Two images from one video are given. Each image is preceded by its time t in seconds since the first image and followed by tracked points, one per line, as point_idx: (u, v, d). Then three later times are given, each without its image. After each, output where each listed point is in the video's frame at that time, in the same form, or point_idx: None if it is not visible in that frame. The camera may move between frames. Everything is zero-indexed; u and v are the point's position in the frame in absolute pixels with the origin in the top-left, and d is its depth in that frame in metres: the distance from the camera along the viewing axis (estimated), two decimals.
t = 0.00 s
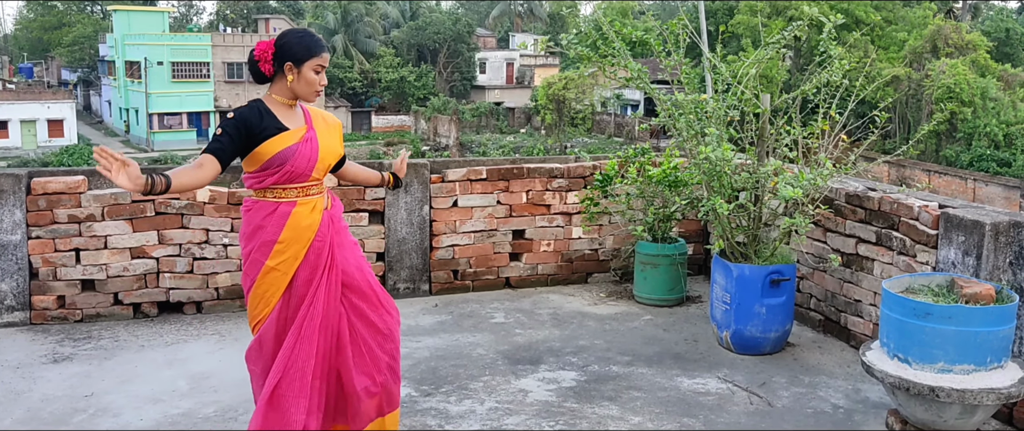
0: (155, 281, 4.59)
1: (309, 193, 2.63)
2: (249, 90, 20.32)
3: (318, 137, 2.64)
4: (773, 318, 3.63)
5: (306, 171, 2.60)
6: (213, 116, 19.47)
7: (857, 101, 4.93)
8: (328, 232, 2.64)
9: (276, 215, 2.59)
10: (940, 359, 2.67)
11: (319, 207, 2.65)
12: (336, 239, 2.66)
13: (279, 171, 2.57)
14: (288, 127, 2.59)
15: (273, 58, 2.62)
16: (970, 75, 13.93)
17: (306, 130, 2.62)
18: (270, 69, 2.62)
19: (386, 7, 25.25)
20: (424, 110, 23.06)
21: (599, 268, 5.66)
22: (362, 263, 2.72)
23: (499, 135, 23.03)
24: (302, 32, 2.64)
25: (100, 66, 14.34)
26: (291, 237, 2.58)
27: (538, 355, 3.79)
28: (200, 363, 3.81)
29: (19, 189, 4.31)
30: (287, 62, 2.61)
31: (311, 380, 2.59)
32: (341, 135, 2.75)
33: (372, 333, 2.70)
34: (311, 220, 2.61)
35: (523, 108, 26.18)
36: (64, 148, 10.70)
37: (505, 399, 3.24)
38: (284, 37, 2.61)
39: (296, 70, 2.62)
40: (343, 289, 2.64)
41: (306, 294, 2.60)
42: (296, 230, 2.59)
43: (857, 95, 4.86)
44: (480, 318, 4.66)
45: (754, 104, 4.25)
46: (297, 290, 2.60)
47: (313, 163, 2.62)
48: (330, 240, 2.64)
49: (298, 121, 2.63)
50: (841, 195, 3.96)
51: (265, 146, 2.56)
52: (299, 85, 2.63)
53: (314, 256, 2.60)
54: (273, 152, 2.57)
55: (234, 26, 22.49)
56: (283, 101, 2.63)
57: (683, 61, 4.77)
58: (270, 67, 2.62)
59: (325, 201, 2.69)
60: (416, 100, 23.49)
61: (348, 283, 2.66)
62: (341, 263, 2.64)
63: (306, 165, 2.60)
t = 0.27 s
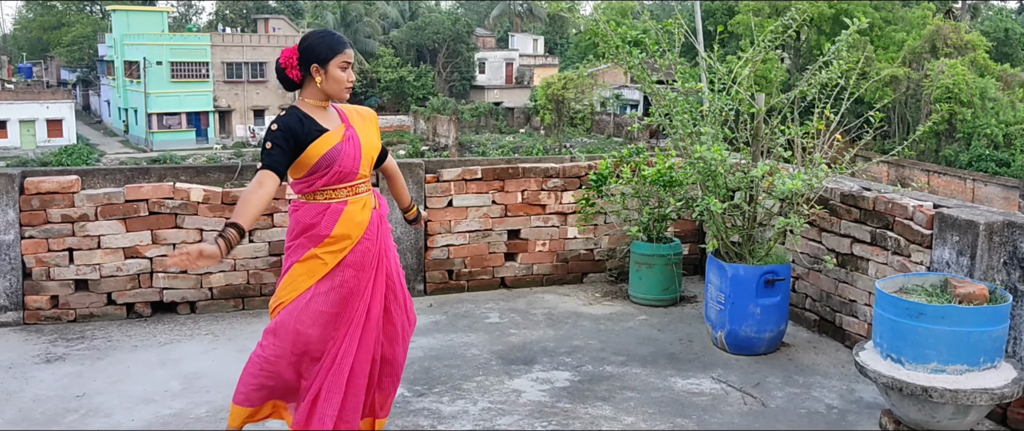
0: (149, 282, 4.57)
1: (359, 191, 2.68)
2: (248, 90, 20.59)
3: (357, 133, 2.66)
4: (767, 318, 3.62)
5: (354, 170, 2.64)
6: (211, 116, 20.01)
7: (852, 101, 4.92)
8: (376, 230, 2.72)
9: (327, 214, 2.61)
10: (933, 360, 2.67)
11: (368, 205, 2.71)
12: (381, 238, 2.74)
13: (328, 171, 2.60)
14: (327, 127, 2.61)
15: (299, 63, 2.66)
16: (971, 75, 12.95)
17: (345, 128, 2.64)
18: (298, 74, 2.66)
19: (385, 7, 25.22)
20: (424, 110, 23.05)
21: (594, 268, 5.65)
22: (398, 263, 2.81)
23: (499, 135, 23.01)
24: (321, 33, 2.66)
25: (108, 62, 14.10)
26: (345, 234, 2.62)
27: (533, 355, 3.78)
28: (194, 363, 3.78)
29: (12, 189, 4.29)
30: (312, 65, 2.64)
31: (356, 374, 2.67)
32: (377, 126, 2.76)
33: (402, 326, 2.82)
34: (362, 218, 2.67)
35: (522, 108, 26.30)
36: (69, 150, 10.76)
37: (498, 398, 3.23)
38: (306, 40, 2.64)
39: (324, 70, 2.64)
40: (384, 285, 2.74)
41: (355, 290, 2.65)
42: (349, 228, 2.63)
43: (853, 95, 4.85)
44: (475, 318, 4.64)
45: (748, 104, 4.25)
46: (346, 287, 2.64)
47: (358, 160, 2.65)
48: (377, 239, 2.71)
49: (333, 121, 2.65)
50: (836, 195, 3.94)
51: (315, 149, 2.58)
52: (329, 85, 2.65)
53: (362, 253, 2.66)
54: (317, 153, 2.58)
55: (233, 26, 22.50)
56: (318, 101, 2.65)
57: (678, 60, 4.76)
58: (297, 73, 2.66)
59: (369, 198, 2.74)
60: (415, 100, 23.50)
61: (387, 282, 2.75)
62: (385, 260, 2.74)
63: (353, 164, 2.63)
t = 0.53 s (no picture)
0: (138, 282, 4.54)
1: (366, 213, 2.67)
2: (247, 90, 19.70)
3: (361, 157, 2.68)
4: (758, 319, 3.60)
5: (361, 193, 2.64)
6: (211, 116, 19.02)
7: (844, 101, 4.91)
8: (387, 250, 2.71)
9: (338, 237, 2.62)
10: (922, 361, 2.65)
11: (377, 226, 2.70)
12: (392, 257, 2.72)
13: (336, 196, 2.61)
14: (332, 153, 2.61)
15: (298, 86, 2.64)
16: (970, 76, 13.53)
17: (349, 154, 2.65)
18: (298, 98, 2.64)
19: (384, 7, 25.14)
20: (423, 110, 23.01)
21: (587, 269, 5.63)
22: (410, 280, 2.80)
23: (498, 135, 22.95)
24: (317, 55, 2.64)
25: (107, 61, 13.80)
26: (357, 256, 2.62)
27: (523, 356, 3.76)
28: (181, 363, 3.74)
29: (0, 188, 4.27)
30: (312, 87, 2.62)
31: (370, 393, 2.65)
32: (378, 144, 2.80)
33: (415, 344, 2.80)
34: (372, 238, 2.66)
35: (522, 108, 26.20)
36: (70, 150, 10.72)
37: (486, 400, 3.20)
38: (303, 65, 2.62)
39: (326, 94, 2.63)
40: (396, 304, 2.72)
41: (366, 310, 2.64)
42: (360, 249, 2.63)
43: (846, 93, 4.83)
44: (466, 319, 4.62)
45: (739, 103, 4.24)
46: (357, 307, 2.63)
47: (365, 184, 2.66)
48: (388, 258, 2.70)
49: (337, 145, 2.66)
50: (827, 196, 3.93)
51: (326, 177, 2.59)
52: (329, 107, 2.64)
53: (373, 273, 2.65)
54: (325, 181, 2.59)
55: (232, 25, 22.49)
56: (320, 125, 2.65)
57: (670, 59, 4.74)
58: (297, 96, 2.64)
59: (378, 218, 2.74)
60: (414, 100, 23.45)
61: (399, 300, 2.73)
62: (397, 279, 2.73)
63: (360, 188, 2.64)
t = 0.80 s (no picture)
0: (132, 277, 4.52)
1: (365, 222, 2.64)
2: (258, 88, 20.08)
3: (358, 165, 2.64)
4: (752, 330, 3.58)
5: (359, 202, 2.61)
6: (217, 112, 19.90)
7: (845, 114, 4.88)
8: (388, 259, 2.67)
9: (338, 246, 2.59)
10: (912, 377, 2.63)
11: (376, 234, 2.66)
12: (392, 266, 2.69)
13: (334, 206, 2.58)
14: (329, 162, 2.59)
15: (291, 97, 2.62)
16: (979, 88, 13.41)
17: (346, 162, 2.62)
18: (292, 109, 2.62)
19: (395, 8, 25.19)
20: (430, 112, 22.98)
21: (583, 275, 5.60)
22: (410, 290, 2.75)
23: (505, 139, 22.95)
24: (304, 65, 2.62)
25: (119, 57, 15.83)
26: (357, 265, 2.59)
27: (514, 362, 3.73)
28: (170, 359, 3.71)
29: None
30: (305, 97, 2.61)
31: (362, 402, 2.62)
32: (376, 149, 2.76)
33: (414, 355, 2.75)
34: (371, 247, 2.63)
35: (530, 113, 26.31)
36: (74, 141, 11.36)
37: (475, 405, 3.18)
38: (292, 76, 2.60)
39: (319, 102, 2.61)
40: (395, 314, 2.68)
41: (363, 318, 2.62)
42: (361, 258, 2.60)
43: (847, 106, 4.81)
44: (460, 323, 4.59)
45: (738, 113, 4.23)
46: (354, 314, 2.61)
47: (363, 192, 2.63)
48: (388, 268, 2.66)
49: (334, 155, 2.63)
50: (825, 208, 3.90)
51: (329, 184, 2.56)
52: (323, 114, 2.62)
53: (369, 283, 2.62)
54: (324, 191, 2.56)
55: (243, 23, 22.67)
56: (315, 134, 2.62)
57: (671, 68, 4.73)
58: (290, 108, 2.62)
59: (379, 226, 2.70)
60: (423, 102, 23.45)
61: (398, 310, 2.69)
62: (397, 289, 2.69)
63: (357, 197, 2.61)
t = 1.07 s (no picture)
0: (142, 280, 4.54)
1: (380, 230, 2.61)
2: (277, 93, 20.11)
3: (369, 170, 2.63)
4: (760, 346, 3.54)
5: (374, 209, 2.59)
6: (240, 117, 19.95)
7: (862, 130, 4.83)
8: (402, 267, 2.66)
9: (352, 254, 2.57)
10: (920, 398, 2.58)
11: (392, 244, 2.64)
12: (405, 276, 2.66)
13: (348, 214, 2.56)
14: (341, 170, 2.57)
15: (292, 112, 2.64)
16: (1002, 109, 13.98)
17: (358, 170, 2.61)
18: (297, 124, 2.64)
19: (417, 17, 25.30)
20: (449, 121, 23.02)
21: (593, 287, 5.56)
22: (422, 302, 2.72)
23: (523, 150, 22.96)
24: (298, 78, 2.65)
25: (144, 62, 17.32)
26: (371, 274, 2.58)
27: (520, 373, 3.71)
28: (176, 362, 3.71)
29: (11, 181, 4.30)
30: (306, 108, 2.62)
31: (364, 411, 2.60)
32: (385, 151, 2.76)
33: (421, 368, 2.72)
34: (386, 256, 2.61)
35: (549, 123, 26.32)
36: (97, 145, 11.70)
37: (478, 416, 3.16)
38: (288, 91, 2.62)
39: (322, 109, 2.63)
40: (406, 323, 2.66)
41: (374, 327, 2.61)
42: (375, 266, 2.58)
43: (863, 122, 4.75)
44: (467, 332, 4.58)
45: (749, 128, 4.20)
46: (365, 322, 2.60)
47: (377, 200, 2.61)
48: (401, 278, 2.64)
49: (345, 162, 2.62)
50: (837, 224, 3.86)
51: (346, 188, 2.55)
52: (328, 119, 2.63)
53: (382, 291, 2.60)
54: (339, 199, 2.54)
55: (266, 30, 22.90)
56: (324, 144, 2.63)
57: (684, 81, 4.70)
58: (295, 124, 2.64)
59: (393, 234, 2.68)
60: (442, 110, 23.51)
61: (408, 321, 2.67)
62: (409, 298, 2.67)
63: (372, 204, 2.58)
